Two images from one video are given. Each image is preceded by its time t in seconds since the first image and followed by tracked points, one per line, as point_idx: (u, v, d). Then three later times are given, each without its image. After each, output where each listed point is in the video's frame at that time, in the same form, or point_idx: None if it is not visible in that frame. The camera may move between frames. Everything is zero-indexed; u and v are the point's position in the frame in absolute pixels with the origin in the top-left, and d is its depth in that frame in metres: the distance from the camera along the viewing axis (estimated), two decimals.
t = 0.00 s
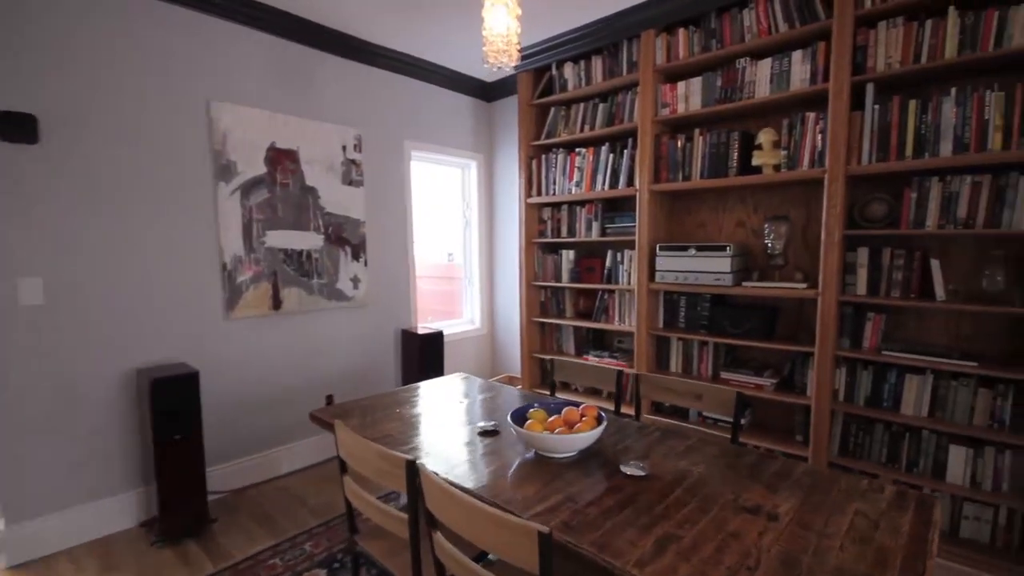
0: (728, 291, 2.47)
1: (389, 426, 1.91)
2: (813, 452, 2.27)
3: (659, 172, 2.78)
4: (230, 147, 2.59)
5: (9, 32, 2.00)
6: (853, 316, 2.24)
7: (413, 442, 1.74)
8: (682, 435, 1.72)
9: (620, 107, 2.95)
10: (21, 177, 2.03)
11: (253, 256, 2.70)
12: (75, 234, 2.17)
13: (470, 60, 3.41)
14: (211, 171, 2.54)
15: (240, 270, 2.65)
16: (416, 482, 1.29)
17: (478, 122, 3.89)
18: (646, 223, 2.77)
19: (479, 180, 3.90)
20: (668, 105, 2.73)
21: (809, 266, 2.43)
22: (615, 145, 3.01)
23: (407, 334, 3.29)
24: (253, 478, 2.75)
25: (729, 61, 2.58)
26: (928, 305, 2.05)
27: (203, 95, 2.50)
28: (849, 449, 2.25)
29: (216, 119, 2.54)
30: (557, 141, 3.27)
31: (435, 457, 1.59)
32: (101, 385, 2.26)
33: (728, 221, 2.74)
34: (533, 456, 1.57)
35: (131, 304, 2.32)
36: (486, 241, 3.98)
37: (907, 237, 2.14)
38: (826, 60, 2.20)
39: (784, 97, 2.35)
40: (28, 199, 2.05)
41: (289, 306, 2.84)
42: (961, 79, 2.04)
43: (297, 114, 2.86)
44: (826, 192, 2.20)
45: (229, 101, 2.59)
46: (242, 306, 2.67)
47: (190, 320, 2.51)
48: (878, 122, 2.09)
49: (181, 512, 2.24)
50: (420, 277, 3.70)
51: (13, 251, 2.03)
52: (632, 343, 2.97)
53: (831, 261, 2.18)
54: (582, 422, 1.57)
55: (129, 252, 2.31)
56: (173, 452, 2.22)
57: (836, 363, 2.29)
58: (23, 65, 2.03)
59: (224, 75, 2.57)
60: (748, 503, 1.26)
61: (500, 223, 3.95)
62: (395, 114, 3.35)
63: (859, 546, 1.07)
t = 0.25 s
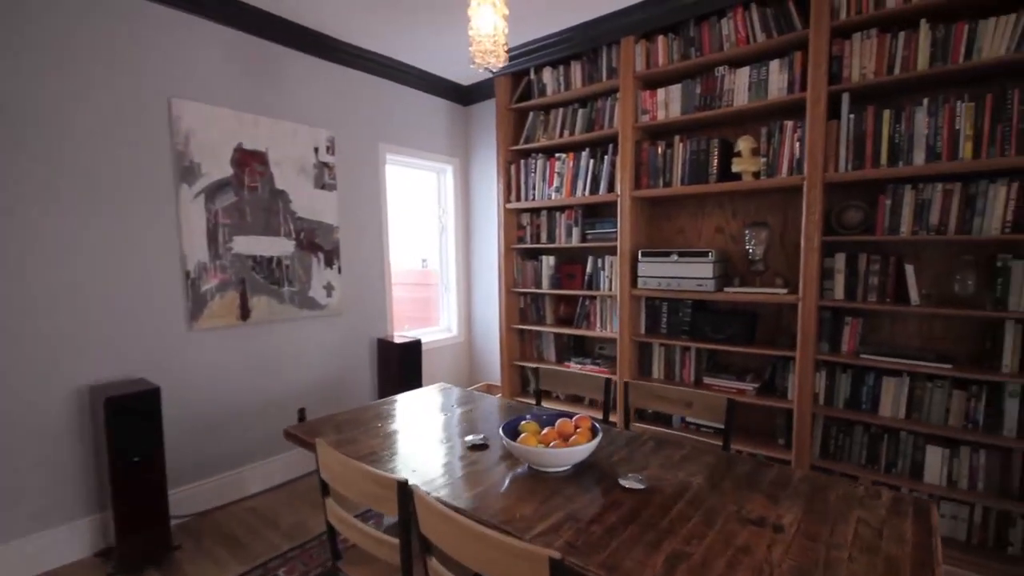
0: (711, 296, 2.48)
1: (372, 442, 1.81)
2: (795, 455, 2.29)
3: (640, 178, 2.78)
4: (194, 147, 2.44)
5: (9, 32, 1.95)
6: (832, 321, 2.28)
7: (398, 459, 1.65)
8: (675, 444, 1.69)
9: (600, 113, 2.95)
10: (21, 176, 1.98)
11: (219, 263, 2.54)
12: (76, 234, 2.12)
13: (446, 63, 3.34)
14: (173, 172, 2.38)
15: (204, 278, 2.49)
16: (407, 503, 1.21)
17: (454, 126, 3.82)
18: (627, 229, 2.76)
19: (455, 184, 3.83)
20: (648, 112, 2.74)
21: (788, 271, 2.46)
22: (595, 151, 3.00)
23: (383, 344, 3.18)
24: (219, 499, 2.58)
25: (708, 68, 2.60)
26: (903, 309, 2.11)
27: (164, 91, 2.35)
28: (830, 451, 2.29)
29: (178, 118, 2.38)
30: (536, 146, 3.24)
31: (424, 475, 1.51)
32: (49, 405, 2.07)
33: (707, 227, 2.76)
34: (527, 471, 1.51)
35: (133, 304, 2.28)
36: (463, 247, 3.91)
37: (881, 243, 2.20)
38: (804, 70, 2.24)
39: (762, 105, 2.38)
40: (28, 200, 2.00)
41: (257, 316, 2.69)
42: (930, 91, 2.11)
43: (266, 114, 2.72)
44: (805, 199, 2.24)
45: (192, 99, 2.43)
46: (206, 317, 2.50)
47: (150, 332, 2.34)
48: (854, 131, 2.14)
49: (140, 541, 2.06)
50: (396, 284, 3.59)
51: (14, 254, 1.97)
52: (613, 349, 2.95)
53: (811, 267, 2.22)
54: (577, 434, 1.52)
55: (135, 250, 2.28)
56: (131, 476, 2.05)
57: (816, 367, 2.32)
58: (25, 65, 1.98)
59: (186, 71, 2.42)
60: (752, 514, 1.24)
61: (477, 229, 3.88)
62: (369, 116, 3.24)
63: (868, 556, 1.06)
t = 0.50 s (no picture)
0: (702, 303, 2.48)
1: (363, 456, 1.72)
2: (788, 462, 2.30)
3: (631, 185, 2.77)
4: (169, 146, 2.31)
5: (9, 32, 1.90)
6: (822, 328, 2.30)
7: (391, 475, 1.57)
8: (677, 454, 1.66)
9: (589, 119, 2.93)
10: (21, 177, 1.93)
11: (195, 268, 2.41)
12: (77, 234, 2.07)
13: (432, 66, 3.29)
14: (146, 172, 2.25)
15: (178, 283, 2.36)
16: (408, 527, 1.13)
17: (440, 129, 3.76)
18: (618, 235, 2.75)
19: (441, 189, 3.76)
20: (638, 118, 2.73)
21: (777, 278, 2.48)
22: (585, 157, 2.98)
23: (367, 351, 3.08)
24: (193, 518, 2.44)
25: (698, 77, 2.61)
26: (892, 316, 2.14)
27: (136, 86, 2.22)
28: (821, 458, 2.30)
29: (152, 115, 2.25)
30: (524, 151, 3.20)
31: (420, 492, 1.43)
32: (7, 421, 1.91)
33: (697, 234, 2.76)
34: (529, 486, 1.45)
35: (132, 305, 2.23)
36: (448, 252, 3.84)
37: (869, 251, 2.23)
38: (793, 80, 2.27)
39: (752, 114, 2.40)
40: (29, 201, 1.95)
41: (235, 324, 2.57)
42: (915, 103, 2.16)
43: (246, 113, 2.61)
44: (795, 207, 2.25)
45: (167, 96, 2.31)
46: (180, 325, 2.37)
47: (119, 342, 2.20)
48: (843, 140, 2.17)
49: (107, 566, 1.92)
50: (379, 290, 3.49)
51: (14, 254, 1.92)
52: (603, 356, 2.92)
53: (802, 274, 2.23)
54: (580, 447, 1.47)
55: (131, 250, 2.22)
56: (97, 497, 1.91)
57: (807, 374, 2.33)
58: (21, 65, 1.93)
59: (160, 66, 2.30)
60: (764, 528, 1.21)
61: (463, 234, 3.82)
62: (353, 117, 3.15)
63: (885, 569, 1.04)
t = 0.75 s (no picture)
0: (691, 309, 2.48)
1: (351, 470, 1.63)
2: (776, 466, 2.31)
3: (619, 189, 2.76)
4: (136, 141, 2.16)
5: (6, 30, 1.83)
6: (808, 333, 2.33)
7: (383, 490, 1.48)
8: (677, 462, 1.63)
9: (577, 123, 2.91)
10: (21, 177, 1.88)
11: (163, 271, 2.26)
12: (78, 235, 2.02)
13: (416, 66, 3.22)
14: (111, 168, 2.10)
15: (145, 287, 2.20)
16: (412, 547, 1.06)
17: (421, 130, 3.68)
18: (607, 240, 2.73)
19: (422, 191, 3.68)
20: (626, 123, 2.73)
21: (764, 284, 2.51)
22: (572, 161, 2.96)
23: (347, 358, 2.96)
24: (159, 538, 2.28)
25: (686, 83, 2.63)
26: (876, 322, 2.18)
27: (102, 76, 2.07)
28: (808, 461, 2.32)
29: (118, 107, 2.11)
30: (510, 154, 3.16)
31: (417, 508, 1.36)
32: None
33: (683, 239, 2.78)
34: (531, 499, 1.40)
35: (104, 310, 2.10)
36: (429, 256, 3.75)
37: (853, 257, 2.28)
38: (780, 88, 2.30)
39: (740, 121, 2.42)
40: (28, 201, 1.89)
41: (207, 330, 2.42)
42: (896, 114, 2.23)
43: (220, 108, 2.48)
44: (783, 213, 2.28)
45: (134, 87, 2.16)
46: (148, 331, 2.22)
47: (80, 350, 2.04)
48: (829, 149, 2.21)
49: None
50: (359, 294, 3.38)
51: (14, 254, 1.87)
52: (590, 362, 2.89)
53: (790, 280, 2.25)
54: (584, 457, 1.42)
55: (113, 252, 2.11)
56: (54, 520, 1.75)
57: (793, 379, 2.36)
58: (21, 64, 1.87)
59: (128, 56, 2.15)
60: (777, 538, 1.18)
61: (445, 238, 3.74)
62: (333, 116, 3.04)
63: None
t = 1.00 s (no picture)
0: (677, 314, 2.49)
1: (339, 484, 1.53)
2: (761, 470, 2.33)
3: (603, 194, 2.75)
4: (95, 135, 2.00)
5: None
6: (790, 337, 2.37)
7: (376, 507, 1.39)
8: (676, 469, 1.61)
9: (561, 127, 2.90)
10: (21, 177, 1.83)
11: (124, 275, 2.09)
12: (74, 239, 1.96)
13: (396, 65, 3.13)
14: (68, 163, 1.94)
15: (103, 292, 2.03)
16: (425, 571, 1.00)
17: (399, 131, 3.58)
18: (592, 245, 2.72)
19: (400, 194, 3.58)
20: (611, 128, 2.73)
21: (746, 289, 2.54)
22: (556, 165, 2.94)
23: (322, 366, 2.83)
24: (117, 565, 2.10)
25: (669, 90, 2.65)
26: (855, 326, 2.24)
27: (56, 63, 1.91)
28: (791, 464, 2.36)
29: (74, 98, 1.94)
30: (492, 157, 3.12)
31: (416, 527, 1.28)
32: None
33: (667, 245, 2.79)
34: (534, 513, 1.34)
35: (66, 318, 1.95)
36: (407, 261, 3.65)
37: (833, 263, 2.34)
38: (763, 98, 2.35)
39: (724, 128, 2.46)
40: (29, 201, 1.85)
41: (173, 339, 2.26)
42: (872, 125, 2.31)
43: (187, 102, 2.32)
44: (767, 219, 2.32)
45: (92, 77, 2.00)
46: (106, 340, 2.05)
47: (31, 362, 1.86)
48: (810, 157, 2.27)
49: None
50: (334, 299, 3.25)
51: (12, 254, 1.82)
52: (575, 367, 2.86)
53: (774, 285, 2.29)
54: (588, 467, 1.38)
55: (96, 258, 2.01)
56: None
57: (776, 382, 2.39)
58: (16, 61, 1.82)
59: (85, 42, 1.99)
60: (788, 546, 1.17)
61: (423, 241, 3.65)
62: (308, 114, 2.91)
63: None
